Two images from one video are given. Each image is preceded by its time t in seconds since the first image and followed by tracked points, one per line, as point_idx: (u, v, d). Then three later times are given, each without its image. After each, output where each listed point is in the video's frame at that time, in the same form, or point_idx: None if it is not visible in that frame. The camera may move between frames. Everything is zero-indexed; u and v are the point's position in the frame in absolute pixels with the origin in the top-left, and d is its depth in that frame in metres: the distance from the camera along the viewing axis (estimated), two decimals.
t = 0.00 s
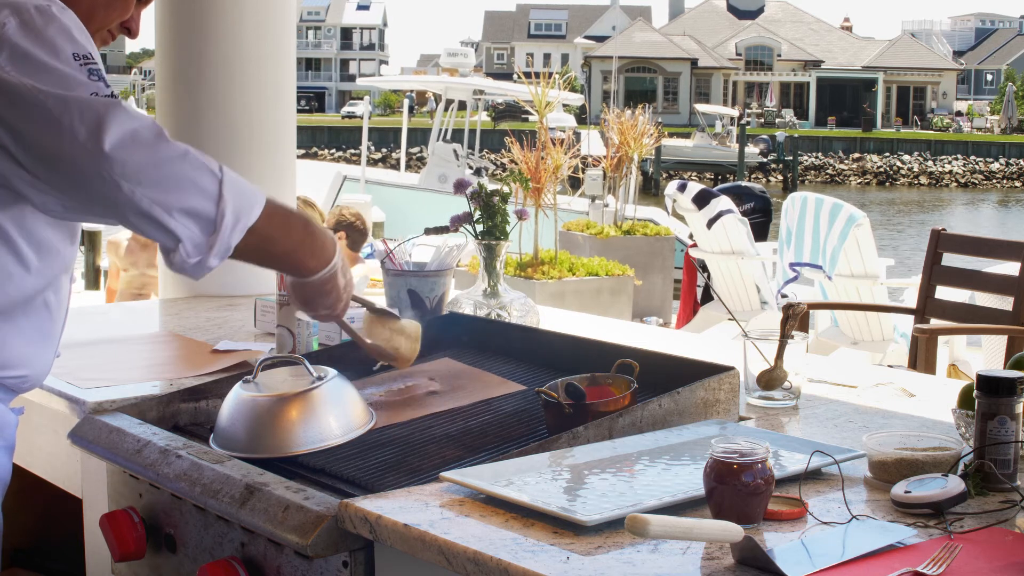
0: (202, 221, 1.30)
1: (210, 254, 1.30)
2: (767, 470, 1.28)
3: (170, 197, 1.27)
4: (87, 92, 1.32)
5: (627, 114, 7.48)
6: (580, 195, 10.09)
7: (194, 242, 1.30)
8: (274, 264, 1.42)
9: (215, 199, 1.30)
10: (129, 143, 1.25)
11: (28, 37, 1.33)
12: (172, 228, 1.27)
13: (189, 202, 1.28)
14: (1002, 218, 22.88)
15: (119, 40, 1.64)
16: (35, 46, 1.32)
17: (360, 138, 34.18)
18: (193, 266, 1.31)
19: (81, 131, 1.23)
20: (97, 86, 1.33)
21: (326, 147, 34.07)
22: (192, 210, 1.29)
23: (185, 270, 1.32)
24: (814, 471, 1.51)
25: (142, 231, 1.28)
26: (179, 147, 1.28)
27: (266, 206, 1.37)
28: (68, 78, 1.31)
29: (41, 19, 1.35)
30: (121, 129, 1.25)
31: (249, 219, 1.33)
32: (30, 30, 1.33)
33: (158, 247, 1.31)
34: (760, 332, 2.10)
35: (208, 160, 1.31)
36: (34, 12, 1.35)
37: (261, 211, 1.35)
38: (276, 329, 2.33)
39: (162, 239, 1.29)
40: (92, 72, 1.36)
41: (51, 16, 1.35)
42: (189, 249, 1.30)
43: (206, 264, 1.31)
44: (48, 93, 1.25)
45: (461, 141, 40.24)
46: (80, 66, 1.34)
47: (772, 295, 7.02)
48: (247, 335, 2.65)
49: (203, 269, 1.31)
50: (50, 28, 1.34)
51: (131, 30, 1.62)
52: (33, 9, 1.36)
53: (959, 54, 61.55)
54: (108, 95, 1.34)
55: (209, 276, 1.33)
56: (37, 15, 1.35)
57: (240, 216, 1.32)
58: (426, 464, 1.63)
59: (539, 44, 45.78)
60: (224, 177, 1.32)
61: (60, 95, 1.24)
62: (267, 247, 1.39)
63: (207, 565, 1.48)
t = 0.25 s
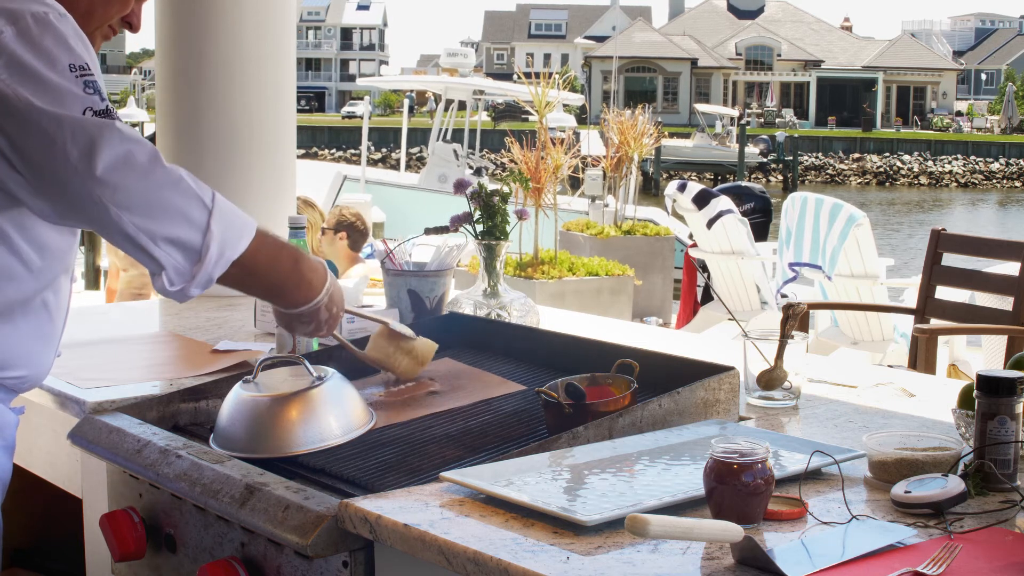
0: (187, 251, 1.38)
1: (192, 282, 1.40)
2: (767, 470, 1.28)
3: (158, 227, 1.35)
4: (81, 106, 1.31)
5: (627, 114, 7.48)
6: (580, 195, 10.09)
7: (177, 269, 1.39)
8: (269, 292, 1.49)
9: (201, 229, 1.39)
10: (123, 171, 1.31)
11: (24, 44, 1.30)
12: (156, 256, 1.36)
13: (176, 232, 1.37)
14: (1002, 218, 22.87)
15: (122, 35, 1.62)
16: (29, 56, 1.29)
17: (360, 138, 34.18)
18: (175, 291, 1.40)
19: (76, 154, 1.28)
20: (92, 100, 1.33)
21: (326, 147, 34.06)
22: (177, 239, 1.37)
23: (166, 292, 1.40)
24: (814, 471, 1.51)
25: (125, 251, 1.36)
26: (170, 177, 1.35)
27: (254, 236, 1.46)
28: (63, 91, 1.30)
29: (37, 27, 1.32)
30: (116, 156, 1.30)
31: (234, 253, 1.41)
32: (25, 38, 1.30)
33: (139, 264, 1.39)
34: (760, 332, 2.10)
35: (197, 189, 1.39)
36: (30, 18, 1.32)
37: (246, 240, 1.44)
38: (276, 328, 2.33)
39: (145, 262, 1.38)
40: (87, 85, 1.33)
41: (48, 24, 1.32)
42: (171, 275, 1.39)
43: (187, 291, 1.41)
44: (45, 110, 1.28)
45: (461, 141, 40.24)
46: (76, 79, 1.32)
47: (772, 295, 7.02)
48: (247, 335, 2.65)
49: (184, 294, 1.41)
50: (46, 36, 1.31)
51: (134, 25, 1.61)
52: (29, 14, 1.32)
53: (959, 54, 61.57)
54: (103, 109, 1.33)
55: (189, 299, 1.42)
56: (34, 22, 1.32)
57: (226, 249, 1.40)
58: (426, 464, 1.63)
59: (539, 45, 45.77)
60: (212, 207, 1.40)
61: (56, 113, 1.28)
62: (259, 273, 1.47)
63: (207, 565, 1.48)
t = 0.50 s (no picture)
0: (182, 251, 1.38)
1: (187, 283, 1.39)
2: (767, 470, 1.28)
3: (151, 227, 1.35)
4: (78, 105, 1.31)
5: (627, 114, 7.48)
6: (580, 195, 10.10)
7: (171, 270, 1.38)
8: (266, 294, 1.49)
9: (195, 230, 1.38)
10: (117, 172, 1.31)
11: (23, 44, 1.30)
12: (150, 256, 1.36)
13: (169, 233, 1.36)
14: (1002, 218, 22.86)
15: (125, 36, 1.64)
16: (28, 56, 1.30)
17: (360, 138, 34.19)
18: (170, 292, 1.39)
19: (71, 155, 1.29)
20: (90, 98, 1.33)
21: (326, 147, 34.05)
22: (171, 240, 1.37)
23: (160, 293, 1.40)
24: (814, 471, 1.51)
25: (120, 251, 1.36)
26: (164, 178, 1.35)
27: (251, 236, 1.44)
28: (60, 90, 1.30)
29: (36, 27, 1.32)
30: (110, 156, 1.30)
31: (229, 253, 1.40)
32: (24, 39, 1.30)
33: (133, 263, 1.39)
34: (760, 332, 2.10)
35: (192, 191, 1.38)
36: (30, 18, 1.32)
37: (244, 241, 1.43)
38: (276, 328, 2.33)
39: (139, 263, 1.37)
40: (85, 83, 1.33)
41: (48, 24, 1.32)
42: (166, 276, 1.38)
43: (183, 293, 1.40)
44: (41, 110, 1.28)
45: (461, 141, 40.25)
46: (74, 78, 1.32)
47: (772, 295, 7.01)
48: (247, 335, 2.65)
49: (180, 295, 1.40)
50: (46, 36, 1.31)
51: (138, 25, 1.62)
52: (29, 14, 1.32)
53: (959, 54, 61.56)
54: (101, 108, 1.34)
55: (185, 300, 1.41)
56: (32, 23, 1.31)
57: (221, 250, 1.39)
58: (427, 464, 1.63)
59: (539, 45, 45.76)
60: (208, 208, 1.39)
61: (52, 114, 1.28)
62: (255, 275, 1.46)
63: (207, 565, 1.48)
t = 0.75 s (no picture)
0: (166, 226, 1.32)
1: (176, 257, 1.33)
2: (767, 470, 1.28)
3: (131, 205, 1.29)
4: (58, 95, 1.32)
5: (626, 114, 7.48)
6: (580, 195, 10.09)
7: (159, 247, 1.33)
8: (251, 261, 1.43)
9: (176, 202, 1.32)
10: (90, 154, 1.28)
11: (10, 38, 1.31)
12: (136, 235, 1.31)
13: (150, 208, 1.31)
14: (1003, 218, 22.86)
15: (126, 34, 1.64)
16: (13, 50, 1.30)
17: (360, 138, 34.18)
18: (159, 271, 1.33)
19: (43, 144, 1.26)
20: (71, 89, 1.33)
21: (326, 147, 34.04)
22: (153, 215, 1.31)
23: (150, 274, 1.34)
24: (814, 471, 1.51)
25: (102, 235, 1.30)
26: (136, 153, 1.30)
27: (233, 204, 1.39)
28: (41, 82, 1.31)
29: (23, 22, 1.32)
30: (80, 138, 1.27)
31: (212, 219, 1.35)
32: (8, 32, 1.30)
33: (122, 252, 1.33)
34: (760, 332, 2.10)
35: (167, 163, 1.33)
36: (17, 12, 1.32)
37: (226, 208, 1.37)
38: (277, 329, 2.33)
39: (127, 246, 1.32)
40: (70, 75, 1.34)
41: (35, 18, 1.32)
42: (154, 254, 1.33)
43: (174, 268, 1.33)
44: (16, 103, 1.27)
45: (461, 141, 40.25)
46: (58, 70, 1.32)
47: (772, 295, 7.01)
48: (247, 335, 2.65)
49: (170, 273, 1.34)
50: (32, 29, 1.32)
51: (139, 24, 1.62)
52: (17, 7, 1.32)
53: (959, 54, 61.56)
54: (81, 98, 1.34)
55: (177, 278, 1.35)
56: (19, 15, 1.32)
57: (202, 218, 1.34)
58: (427, 464, 1.63)
59: (539, 45, 45.76)
60: (185, 178, 1.34)
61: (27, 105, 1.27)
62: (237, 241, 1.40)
63: (207, 565, 1.48)
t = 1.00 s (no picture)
0: (209, 157, 1.30)
1: (223, 187, 1.31)
2: (767, 470, 1.28)
3: (177, 136, 1.26)
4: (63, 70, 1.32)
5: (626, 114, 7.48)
6: (580, 195, 10.09)
7: (204, 180, 1.30)
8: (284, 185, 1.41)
9: (218, 134, 1.31)
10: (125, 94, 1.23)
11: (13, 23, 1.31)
12: (186, 168, 1.28)
13: (195, 141, 1.28)
14: (1003, 218, 22.85)
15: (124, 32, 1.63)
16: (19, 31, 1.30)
17: (360, 138, 34.18)
18: (206, 204, 1.32)
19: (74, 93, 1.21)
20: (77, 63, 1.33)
21: (325, 147, 34.03)
22: (198, 148, 1.29)
23: (198, 210, 1.32)
24: (814, 471, 1.51)
25: (150, 178, 1.26)
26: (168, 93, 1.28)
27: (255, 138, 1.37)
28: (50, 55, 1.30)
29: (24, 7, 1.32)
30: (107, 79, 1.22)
31: (249, 145, 1.34)
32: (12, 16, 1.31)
33: (166, 194, 1.30)
34: (760, 332, 2.10)
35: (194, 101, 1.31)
36: None
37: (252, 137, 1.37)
38: (277, 329, 2.33)
39: (172, 183, 1.28)
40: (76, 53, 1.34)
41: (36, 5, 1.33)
42: (201, 186, 1.30)
43: (222, 199, 1.32)
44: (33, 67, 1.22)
45: (461, 141, 40.25)
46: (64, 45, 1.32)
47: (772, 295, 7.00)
48: (246, 335, 2.65)
49: (216, 206, 1.32)
50: (34, 15, 1.32)
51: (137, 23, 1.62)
52: None
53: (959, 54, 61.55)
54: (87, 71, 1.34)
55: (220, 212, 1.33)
56: (21, 1, 1.32)
57: (241, 146, 1.33)
58: (427, 464, 1.63)
59: (539, 45, 45.76)
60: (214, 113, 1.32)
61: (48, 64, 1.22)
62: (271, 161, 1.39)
63: (207, 565, 1.48)
